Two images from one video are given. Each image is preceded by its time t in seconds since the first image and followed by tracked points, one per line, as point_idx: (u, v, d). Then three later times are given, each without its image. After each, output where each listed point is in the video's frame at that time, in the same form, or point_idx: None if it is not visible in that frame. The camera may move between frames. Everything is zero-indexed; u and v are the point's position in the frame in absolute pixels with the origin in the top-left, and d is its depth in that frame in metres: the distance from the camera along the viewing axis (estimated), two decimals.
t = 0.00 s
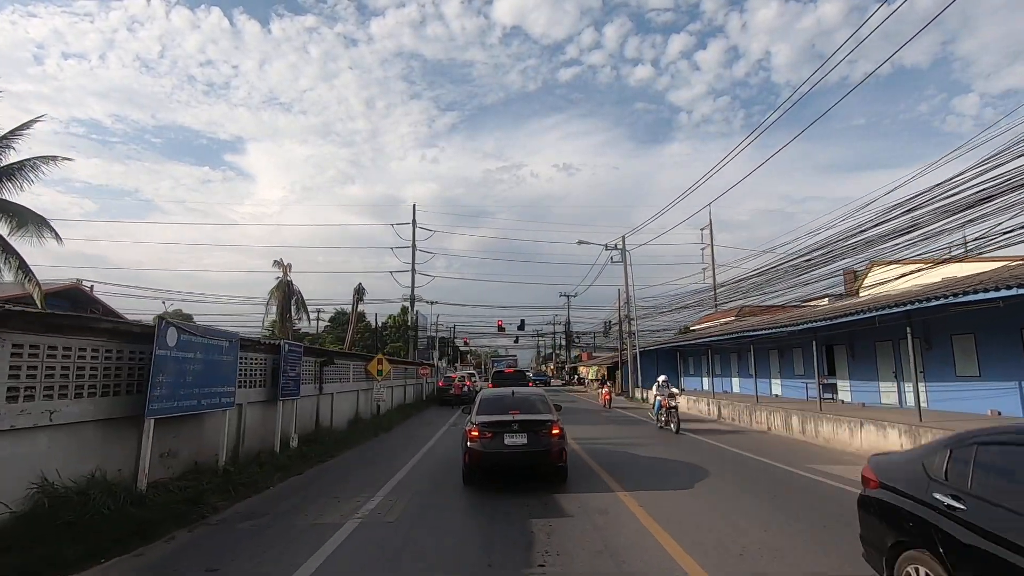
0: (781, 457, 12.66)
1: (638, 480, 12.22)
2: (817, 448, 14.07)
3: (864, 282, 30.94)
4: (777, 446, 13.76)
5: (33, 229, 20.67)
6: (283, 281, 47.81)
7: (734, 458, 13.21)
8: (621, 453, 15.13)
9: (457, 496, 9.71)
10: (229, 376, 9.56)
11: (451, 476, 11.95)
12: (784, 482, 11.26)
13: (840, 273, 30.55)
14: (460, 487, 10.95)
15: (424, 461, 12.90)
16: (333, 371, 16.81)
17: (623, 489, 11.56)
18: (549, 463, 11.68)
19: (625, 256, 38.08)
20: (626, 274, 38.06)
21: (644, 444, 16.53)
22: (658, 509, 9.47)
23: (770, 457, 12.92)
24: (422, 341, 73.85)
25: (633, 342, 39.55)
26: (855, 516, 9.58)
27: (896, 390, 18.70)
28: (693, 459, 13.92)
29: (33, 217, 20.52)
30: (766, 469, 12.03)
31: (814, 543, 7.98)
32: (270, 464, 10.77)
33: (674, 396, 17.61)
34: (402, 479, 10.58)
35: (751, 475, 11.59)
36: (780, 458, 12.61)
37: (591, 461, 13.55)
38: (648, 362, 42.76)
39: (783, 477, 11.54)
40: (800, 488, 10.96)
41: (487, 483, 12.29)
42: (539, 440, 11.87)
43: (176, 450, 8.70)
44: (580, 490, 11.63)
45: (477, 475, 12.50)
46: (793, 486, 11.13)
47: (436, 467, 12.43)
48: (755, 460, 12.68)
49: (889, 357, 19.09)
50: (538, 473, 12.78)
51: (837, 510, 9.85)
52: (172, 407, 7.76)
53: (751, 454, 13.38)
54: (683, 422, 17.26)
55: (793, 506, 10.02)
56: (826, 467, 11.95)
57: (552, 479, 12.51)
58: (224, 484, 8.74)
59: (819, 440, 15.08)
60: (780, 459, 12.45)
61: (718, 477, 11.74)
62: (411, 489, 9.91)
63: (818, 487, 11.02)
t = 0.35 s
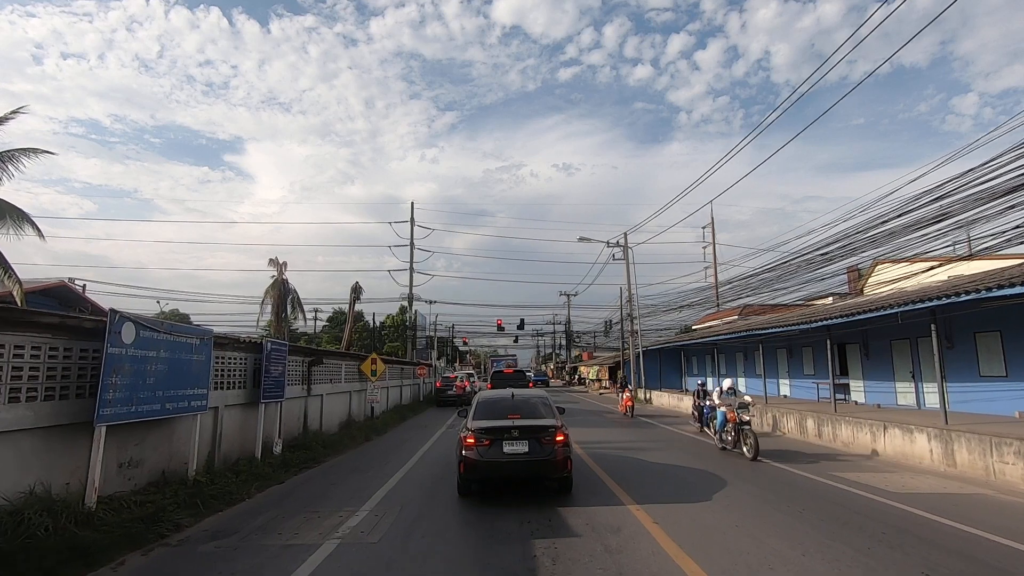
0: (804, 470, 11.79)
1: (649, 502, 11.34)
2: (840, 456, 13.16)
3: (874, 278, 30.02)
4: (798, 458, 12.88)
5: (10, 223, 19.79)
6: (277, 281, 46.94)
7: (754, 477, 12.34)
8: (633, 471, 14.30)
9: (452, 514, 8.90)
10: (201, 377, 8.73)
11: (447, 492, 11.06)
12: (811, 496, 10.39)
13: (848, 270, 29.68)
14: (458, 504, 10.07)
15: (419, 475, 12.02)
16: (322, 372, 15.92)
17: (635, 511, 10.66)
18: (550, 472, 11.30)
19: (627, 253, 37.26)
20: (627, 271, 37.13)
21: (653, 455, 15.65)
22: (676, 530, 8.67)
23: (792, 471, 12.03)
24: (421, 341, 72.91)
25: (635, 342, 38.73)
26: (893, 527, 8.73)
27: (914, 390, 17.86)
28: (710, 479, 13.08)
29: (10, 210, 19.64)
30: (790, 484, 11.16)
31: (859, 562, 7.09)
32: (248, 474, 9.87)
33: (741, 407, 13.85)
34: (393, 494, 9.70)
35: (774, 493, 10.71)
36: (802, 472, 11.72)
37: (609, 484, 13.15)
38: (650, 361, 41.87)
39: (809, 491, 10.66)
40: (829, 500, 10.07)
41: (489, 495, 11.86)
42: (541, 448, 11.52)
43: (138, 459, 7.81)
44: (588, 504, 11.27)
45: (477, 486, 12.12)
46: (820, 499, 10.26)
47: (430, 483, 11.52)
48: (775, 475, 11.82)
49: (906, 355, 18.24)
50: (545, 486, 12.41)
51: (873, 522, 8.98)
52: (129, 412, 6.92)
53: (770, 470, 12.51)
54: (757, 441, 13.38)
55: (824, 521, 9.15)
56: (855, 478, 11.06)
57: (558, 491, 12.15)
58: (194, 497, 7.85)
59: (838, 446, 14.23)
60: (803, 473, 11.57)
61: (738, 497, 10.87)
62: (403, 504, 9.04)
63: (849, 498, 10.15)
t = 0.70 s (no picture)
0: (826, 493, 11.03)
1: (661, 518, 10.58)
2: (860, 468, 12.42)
3: (881, 276, 29.33)
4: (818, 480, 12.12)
5: None
6: (273, 280, 46.17)
7: (772, 497, 11.58)
8: (641, 479, 13.60)
9: (447, 531, 8.18)
10: (172, 378, 8.01)
11: (443, 509, 10.32)
12: (833, 511, 9.67)
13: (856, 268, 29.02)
14: (454, 521, 9.35)
15: (413, 489, 11.27)
16: (313, 372, 15.20)
17: (647, 529, 9.92)
18: (552, 481, 10.65)
19: (629, 251, 36.53)
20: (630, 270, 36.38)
21: (660, 463, 14.91)
22: (696, 550, 7.95)
23: (813, 493, 11.30)
24: (420, 341, 72.15)
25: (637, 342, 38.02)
26: (925, 535, 8.01)
27: (931, 391, 17.17)
28: (723, 493, 12.33)
29: None
30: (813, 506, 10.41)
31: None
32: (225, 484, 9.12)
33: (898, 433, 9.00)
34: (383, 509, 8.97)
35: (795, 515, 9.96)
36: (824, 494, 11.01)
37: (615, 495, 12.48)
38: (653, 361, 41.14)
39: (833, 509, 9.92)
40: (853, 514, 9.36)
41: (488, 508, 11.19)
42: (543, 456, 10.86)
43: (100, 469, 7.07)
44: (594, 518, 10.60)
45: (475, 496, 11.44)
46: (843, 513, 9.55)
47: (424, 498, 10.77)
48: (799, 501, 11.05)
49: (922, 354, 17.56)
50: (548, 498, 11.75)
51: (905, 532, 8.25)
52: (84, 418, 6.21)
53: (788, 491, 11.77)
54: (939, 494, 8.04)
55: (850, 536, 8.42)
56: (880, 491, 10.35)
57: (561, 504, 11.49)
58: (158, 513, 7.09)
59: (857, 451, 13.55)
60: (824, 496, 10.85)
61: (757, 518, 10.11)
62: (392, 520, 8.33)
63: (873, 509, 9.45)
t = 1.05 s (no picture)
0: (844, 496, 10.40)
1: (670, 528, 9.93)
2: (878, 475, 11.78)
3: (886, 275, 28.81)
4: (834, 484, 11.48)
5: None
6: (269, 280, 45.60)
7: (786, 501, 10.95)
8: (645, 486, 12.99)
9: (440, 547, 7.56)
10: (143, 380, 7.38)
11: (438, 522, 9.68)
12: (856, 517, 9.01)
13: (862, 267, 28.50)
14: (450, 536, 8.69)
15: (406, 498, 10.62)
16: (303, 373, 14.58)
17: (655, 541, 9.25)
18: (555, 490, 10.03)
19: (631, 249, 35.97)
20: (631, 268, 35.74)
21: (666, 469, 14.27)
22: (709, 562, 7.32)
23: (829, 497, 10.66)
24: (419, 341, 71.50)
25: (638, 342, 37.39)
26: (967, 547, 7.34)
27: (946, 393, 16.54)
28: (733, 500, 11.69)
29: None
30: (830, 510, 9.78)
31: None
32: (203, 494, 8.47)
33: None
34: (373, 523, 8.32)
35: (812, 519, 9.34)
36: (842, 498, 10.36)
37: (621, 504, 11.84)
38: (655, 361, 40.52)
39: (853, 514, 9.29)
40: (878, 522, 8.71)
41: (486, 518, 10.56)
42: (544, 462, 10.25)
43: (60, 480, 6.43)
44: (599, 529, 9.98)
45: (470, 506, 10.81)
46: (866, 521, 8.90)
47: (418, 507, 10.12)
48: (813, 502, 10.43)
49: (937, 354, 16.94)
50: (549, 506, 11.13)
51: (940, 543, 7.61)
52: (32, 425, 5.56)
53: (803, 495, 11.14)
54: None
55: (878, 545, 7.77)
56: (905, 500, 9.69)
57: (564, 512, 10.88)
58: (123, 530, 6.45)
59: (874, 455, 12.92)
60: (842, 499, 10.22)
61: (771, 524, 9.49)
62: (382, 535, 7.71)
63: (900, 519, 8.80)
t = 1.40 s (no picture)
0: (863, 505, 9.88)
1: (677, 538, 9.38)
2: (894, 483, 11.21)
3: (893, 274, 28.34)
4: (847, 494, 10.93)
5: None
6: (266, 280, 45.11)
7: (798, 509, 10.38)
8: (649, 492, 12.46)
9: (433, 562, 7.02)
10: (114, 381, 6.84)
11: (432, 532, 9.12)
12: (875, 525, 8.49)
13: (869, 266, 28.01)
14: (445, 547, 8.13)
15: (399, 506, 10.04)
16: (294, 375, 14.03)
17: (661, 551, 8.66)
18: (555, 497, 9.47)
19: (633, 248, 35.57)
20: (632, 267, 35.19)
21: (672, 474, 13.68)
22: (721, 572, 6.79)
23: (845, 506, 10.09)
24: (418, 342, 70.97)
25: (640, 342, 36.88)
26: (997, 555, 6.85)
27: (961, 394, 16.00)
28: (742, 505, 11.14)
29: None
30: (848, 518, 9.23)
31: None
32: (180, 505, 7.89)
33: None
34: (361, 536, 7.76)
35: (830, 529, 8.78)
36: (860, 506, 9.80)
37: (624, 511, 11.28)
38: (657, 362, 39.98)
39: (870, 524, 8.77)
40: (897, 531, 8.19)
41: (482, 527, 10.00)
42: (545, 468, 9.70)
43: (17, 491, 5.88)
44: (602, 537, 9.43)
45: (467, 513, 10.27)
46: (884, 530, 8.37)
47: (411, 516, 9.55)
48: (829, 510, 9.89)
49: (950, 355, 16.40)
50: (549, 513, 10.58)
51: (972, 553, 7.05)
52: None
53: (817, 503, 10.57)
54: None
55: (904, 555, 7.21)
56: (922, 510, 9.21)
57: (565, 520, 10.33)
58: (84, 546, 5.89)
59: (889, 460, 12.38)
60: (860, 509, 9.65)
61: (783, 533, 8.95)
62: (370, 549, 7.17)
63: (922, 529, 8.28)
